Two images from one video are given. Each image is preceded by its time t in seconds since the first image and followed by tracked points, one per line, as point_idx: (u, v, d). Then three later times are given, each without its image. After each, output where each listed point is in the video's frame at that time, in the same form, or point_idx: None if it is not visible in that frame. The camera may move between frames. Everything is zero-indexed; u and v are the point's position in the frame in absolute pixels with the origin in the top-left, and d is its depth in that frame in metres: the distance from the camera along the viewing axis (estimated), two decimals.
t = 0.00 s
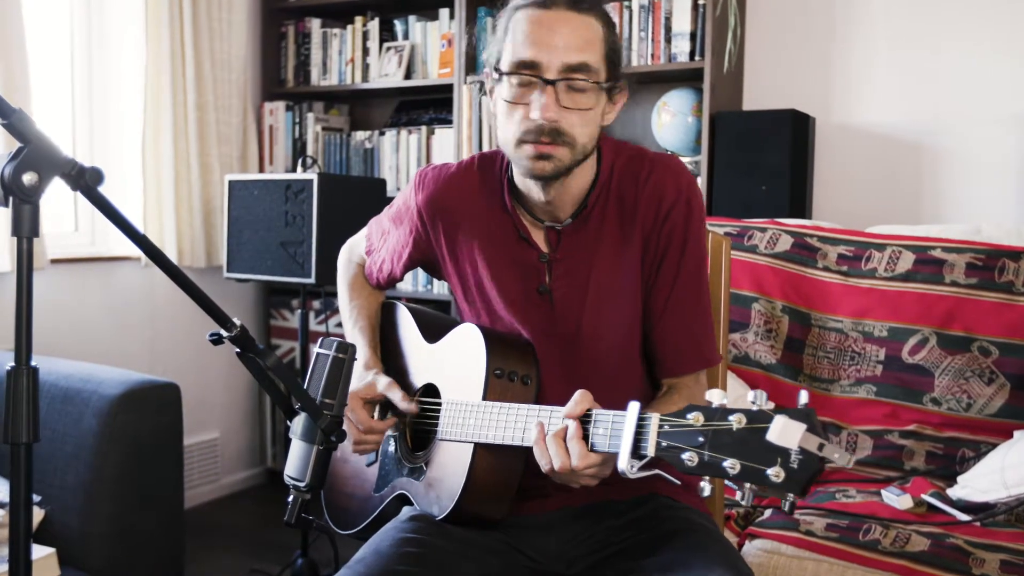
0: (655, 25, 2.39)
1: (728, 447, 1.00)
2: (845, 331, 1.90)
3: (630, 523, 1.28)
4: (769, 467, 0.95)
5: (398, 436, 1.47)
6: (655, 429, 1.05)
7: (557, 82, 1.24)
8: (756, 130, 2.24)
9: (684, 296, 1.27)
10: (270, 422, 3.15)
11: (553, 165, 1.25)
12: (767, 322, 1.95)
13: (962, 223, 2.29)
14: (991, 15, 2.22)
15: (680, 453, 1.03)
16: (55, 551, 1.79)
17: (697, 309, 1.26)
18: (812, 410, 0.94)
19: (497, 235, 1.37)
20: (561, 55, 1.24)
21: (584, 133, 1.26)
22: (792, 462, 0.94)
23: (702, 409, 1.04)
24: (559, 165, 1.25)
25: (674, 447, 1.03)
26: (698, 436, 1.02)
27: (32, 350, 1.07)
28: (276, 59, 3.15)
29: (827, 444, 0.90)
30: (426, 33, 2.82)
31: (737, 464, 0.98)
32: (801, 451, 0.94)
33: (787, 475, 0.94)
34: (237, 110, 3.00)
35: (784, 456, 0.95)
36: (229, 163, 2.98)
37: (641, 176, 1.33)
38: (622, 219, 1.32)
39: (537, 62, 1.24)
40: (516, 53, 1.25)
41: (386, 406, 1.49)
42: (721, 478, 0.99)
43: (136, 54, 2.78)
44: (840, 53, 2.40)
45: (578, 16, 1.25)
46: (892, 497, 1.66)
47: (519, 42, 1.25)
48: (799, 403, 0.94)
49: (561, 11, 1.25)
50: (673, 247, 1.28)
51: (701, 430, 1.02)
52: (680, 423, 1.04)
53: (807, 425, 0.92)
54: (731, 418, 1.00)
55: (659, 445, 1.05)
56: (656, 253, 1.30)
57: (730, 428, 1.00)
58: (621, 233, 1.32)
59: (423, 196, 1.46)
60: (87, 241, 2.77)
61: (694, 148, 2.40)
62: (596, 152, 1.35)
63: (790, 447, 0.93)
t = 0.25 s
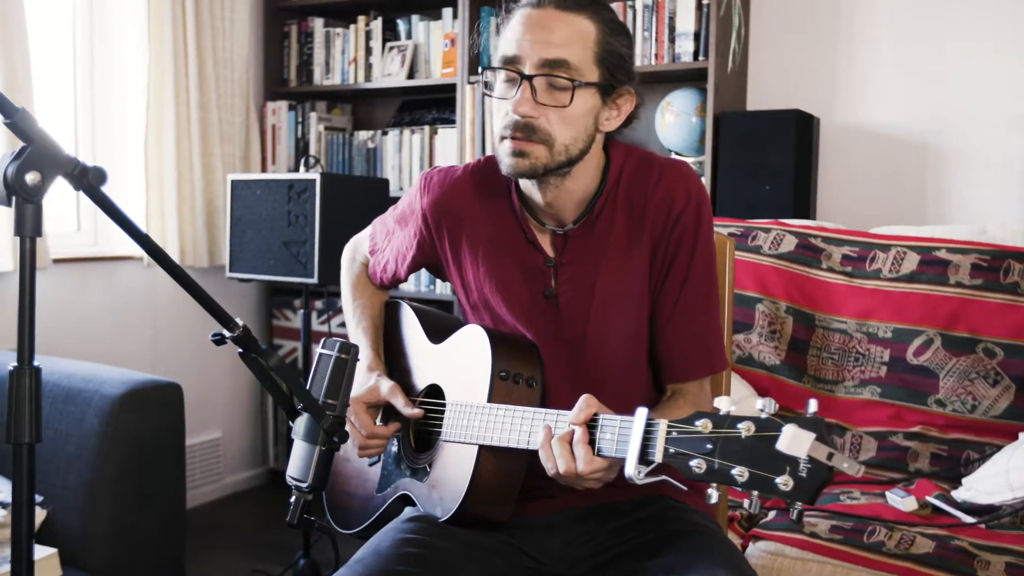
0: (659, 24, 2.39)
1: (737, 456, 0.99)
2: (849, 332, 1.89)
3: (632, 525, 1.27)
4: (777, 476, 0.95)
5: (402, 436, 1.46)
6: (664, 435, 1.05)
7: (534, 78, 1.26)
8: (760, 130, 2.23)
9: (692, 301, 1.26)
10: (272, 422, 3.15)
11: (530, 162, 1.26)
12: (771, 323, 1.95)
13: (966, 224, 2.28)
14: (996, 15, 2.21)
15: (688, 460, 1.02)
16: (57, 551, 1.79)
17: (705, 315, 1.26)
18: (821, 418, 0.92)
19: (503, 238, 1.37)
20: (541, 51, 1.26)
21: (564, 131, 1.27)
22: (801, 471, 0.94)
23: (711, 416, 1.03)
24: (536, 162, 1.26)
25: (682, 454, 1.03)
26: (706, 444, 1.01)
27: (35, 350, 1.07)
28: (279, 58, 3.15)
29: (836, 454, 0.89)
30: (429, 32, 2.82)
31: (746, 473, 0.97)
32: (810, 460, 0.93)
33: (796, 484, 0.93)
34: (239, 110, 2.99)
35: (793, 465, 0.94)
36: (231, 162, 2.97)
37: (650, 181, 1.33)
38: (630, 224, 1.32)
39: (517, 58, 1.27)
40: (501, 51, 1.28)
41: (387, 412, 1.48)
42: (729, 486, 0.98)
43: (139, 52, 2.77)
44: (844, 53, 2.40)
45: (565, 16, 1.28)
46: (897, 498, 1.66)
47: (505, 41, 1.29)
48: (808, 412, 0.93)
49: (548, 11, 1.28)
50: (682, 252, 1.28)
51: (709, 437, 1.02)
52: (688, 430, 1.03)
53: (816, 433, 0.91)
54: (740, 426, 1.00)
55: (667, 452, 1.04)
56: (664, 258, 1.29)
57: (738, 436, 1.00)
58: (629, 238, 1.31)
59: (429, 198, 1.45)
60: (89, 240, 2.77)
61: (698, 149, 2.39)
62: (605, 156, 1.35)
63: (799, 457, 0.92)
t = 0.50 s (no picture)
0: (661, 24, 2.38)
1: (740, 452, 0.99)
2: (852, 333, 1.88)
3: (635, 527, 1.26)
4: (781, 472, 0.94)
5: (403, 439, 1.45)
6: (666, 431, 1.04)
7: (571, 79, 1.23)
8: (762, 131, 2.22)
9: (693, 302, 1.25)
10: (272, 423, 3.14)
11: (563, 165, 1.24)
12: (773, 324, 1.94)
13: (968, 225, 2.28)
14: (998, 16, 2.20)
15: (691, 456, 1.01)
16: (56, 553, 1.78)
17: (705, 315, 1.25)
18: (823, 412, 0.92)
19: (504, 238, 1.36)
20: (575, 52, 1.23)
21: (595, 132, 1.25)
22: (805, 466, 0.93)
23: (713, 412, 1.03)
24: (570, 165, 1.24)
25: (684, 451, 1.02)
26: (709, 440, 1.01)
27: (35, 350, 1.06)
28: (279, 58, 3.14)
29: (840, 449, 0.89)
30: (431, 32, 2.81)
31: (749, 468, 0.97)
32: (814, 454, 0.92)
33: (800, 479, 0.93)
34: (240, 110, 2.99)
35: (797, 460, 0.94)
36: (232, 163, 2.97)
37: (650, 181, 1.32)
38: (630, 224, 1.31)
39: (550, 59, 1.23)
40: (529, 50, 1.24)
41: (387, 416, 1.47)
42: (733, 482, 0.98)
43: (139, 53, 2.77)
44: (846, 54, 2.39)
45: (592, 16, 1.25)
46: (900, 501, 1.64)
47: (532, 40, 1.25)
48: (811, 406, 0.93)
49: (574, 10, 1.25)
50: (682, 253, 1.27)
51: (712, 433, 1.01)
52: (691, 426, 1.03)
53: (819, 428, 0.91)
54: (743, 422, 0.99)
55: (669, 449, 1.04)
56: (665, 259, 1.29)
57: (742, 432, 0.99)
58: (630, 238, 1.31)
59: (429, 198, 1.45)
60: (89, 240, 2.76)
61: (700, 149, 2.39)
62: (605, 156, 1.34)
63: (802, 451, 0.92)
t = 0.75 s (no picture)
0: (663, 23, 2.37)
1: (750, 450, 0.98)
2: (854, 334, 1.87)
3: (636, 527, 1.25)
4: (792, 471, 0.93)
5: (403, 439, 1.44)
6: (675, 431, 1.03)
7: (595, 88, 1.22)
8: (764, 131, 2.22)
9: (695, 304, 1.25)
10: (272, 423, 3.13)
11: (589, 174, 1.23)
12: (775, 325, 1.94)
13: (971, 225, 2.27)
14: (1001, 15, 2.20)
15: (701, 456, 1.01)
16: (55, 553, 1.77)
17: (707, 316, 1.25)
18: (834, 411, 0.92)
19: (504, 240, 1.35)
20: (596, 60, 1.22)
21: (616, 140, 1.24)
22: (816, 465, 0.93)
23: (723, 411, 1.02)
24: (594, 174, 1.23)
25: (694, 450, 1.01)
26: (720, 439, 1.00)
27: (34, 350, 1.05)
28: (280, 56, 3.13)
29: (851, 447, 0.89)
30: (432, 31, 2.80)
31: (760, 468, 0.96)
32: (825, 453, 0.92)
33: (811, 478, 0.92)
34: (240, 108, 2.98)
35: (808, 459, 0.93)
36: (232, 162, 2.96)
37: (651, 182, 1.31)
38: (631, 226, 1.31)
39: (572, 68, 1.23)
40: (549, 60, 1.23)
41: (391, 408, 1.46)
42: (744, 481, 0.97)
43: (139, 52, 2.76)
44: (849, 53, 2.38)
45: (605, 23, 1.25)
46: (902, 502, 1.64)
47: (550, 49, 1.24)
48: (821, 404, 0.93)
49: (588, 18, 1.25)
50: (684, 255, 1.27)
51: (722, 433, 1.00)
52: (700, 426, 1.02)
53: (830, 427, 0.91)
54: (753, 421, 0.98)
55: (679, 448, 1.03)
56: (666, 260, 1.28)
57: (752, 431, 0.98)
58: (631, 240, 1.30)
59: (428, 200, 1.44)
60: (89, 239, 2.75)
61: (702, 149, 2.38)
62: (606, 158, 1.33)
63: (814, 450, 0.92)
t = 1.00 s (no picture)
0: (664, 23, 2.36)
1: (751, 455, 0.97)
2: (856, 335, 1.87)
3: (638, 530, 1.25)
4: (793, 477, 0.93)
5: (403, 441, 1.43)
6: (676, 435, 1.03)
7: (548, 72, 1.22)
8: (765, 131, 2.21)
9: (701, 301, 1.24)
10: (272, 424, 3.13)
11: (547, 159, 1.22)
12: (777, 325, 1.93)
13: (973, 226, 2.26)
14: (1003, 15, 2.19)
15: (701, 461, 1.00)
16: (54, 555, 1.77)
17: (714, 314, 1.24)
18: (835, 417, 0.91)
19: (509, 235, 1.35)
20: (551, 45, 1.22)
21: (577, 124, 1.23)
22: (816, 471, 0.92)
23: (723, 416, 1.01)
24: (553, 158, 1.22)
25: (694, 455, 1.01)
26: (720, 444, 0.99)
27: (33, 352, 1.05)
28: (280, 56, 3.12)
29: (851, 454, 0.88)
30: (432, 31, 2.79)
31: (760, 473, 0.95)
32: (825, 459, 0.91)
33: (811, 485, 0.91)
34: (240, 109, 2.98)
35: (808, 465, 0.92)
36: (232, 162, 2.96)
37: (658, 179, 1.31)
38: (638, 222, 1.30)
39: (528, 53, 1.23)
40: (509, 47, 1.24)
41: (390, 409, 1.45)
42: (743, 487, 0.96)
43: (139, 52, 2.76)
44: (850, 53, 2.38)
45: (569, 8, 1.24)
46: (904, 504, 1.63)
47: (511, 37, 1.24)
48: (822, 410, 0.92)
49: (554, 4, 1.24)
50: (690, 252, 1.26)
51: (722, 437, 1.00)
52: (700, 430, 1.01)
53: (831, 433, 0.90)
54: (754, 426, 0.98)
55: (679, 453, 1.02)
56: (673, 257, 1.27)
57: (753, 436, 0.97)
58: (637, 236, 1.29)
59: (434, 195, 1.43)
60: (88, 240, 2.75)
61: (703, 149, 2.37)
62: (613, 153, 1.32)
63: (813, 455, 0.91)
